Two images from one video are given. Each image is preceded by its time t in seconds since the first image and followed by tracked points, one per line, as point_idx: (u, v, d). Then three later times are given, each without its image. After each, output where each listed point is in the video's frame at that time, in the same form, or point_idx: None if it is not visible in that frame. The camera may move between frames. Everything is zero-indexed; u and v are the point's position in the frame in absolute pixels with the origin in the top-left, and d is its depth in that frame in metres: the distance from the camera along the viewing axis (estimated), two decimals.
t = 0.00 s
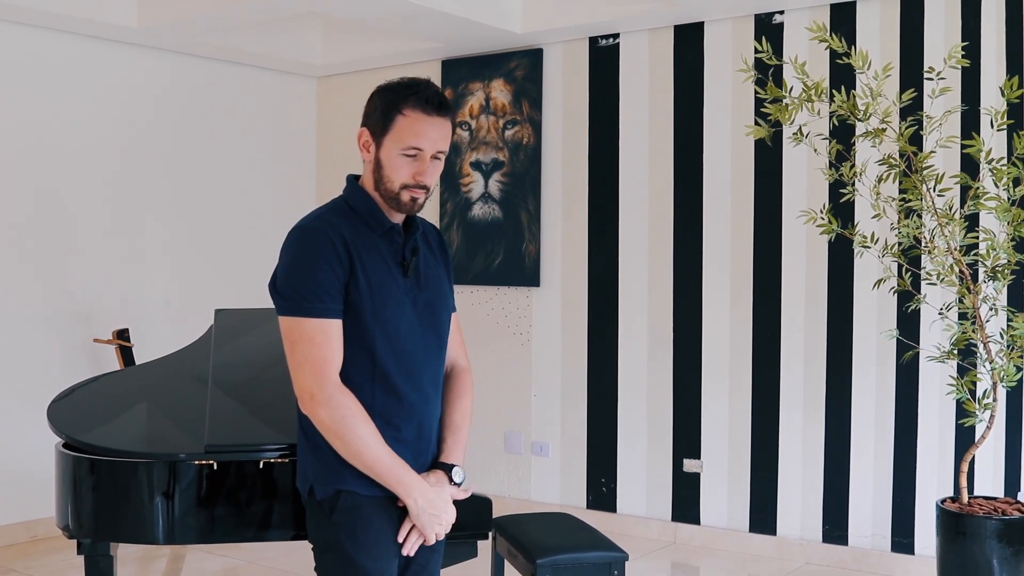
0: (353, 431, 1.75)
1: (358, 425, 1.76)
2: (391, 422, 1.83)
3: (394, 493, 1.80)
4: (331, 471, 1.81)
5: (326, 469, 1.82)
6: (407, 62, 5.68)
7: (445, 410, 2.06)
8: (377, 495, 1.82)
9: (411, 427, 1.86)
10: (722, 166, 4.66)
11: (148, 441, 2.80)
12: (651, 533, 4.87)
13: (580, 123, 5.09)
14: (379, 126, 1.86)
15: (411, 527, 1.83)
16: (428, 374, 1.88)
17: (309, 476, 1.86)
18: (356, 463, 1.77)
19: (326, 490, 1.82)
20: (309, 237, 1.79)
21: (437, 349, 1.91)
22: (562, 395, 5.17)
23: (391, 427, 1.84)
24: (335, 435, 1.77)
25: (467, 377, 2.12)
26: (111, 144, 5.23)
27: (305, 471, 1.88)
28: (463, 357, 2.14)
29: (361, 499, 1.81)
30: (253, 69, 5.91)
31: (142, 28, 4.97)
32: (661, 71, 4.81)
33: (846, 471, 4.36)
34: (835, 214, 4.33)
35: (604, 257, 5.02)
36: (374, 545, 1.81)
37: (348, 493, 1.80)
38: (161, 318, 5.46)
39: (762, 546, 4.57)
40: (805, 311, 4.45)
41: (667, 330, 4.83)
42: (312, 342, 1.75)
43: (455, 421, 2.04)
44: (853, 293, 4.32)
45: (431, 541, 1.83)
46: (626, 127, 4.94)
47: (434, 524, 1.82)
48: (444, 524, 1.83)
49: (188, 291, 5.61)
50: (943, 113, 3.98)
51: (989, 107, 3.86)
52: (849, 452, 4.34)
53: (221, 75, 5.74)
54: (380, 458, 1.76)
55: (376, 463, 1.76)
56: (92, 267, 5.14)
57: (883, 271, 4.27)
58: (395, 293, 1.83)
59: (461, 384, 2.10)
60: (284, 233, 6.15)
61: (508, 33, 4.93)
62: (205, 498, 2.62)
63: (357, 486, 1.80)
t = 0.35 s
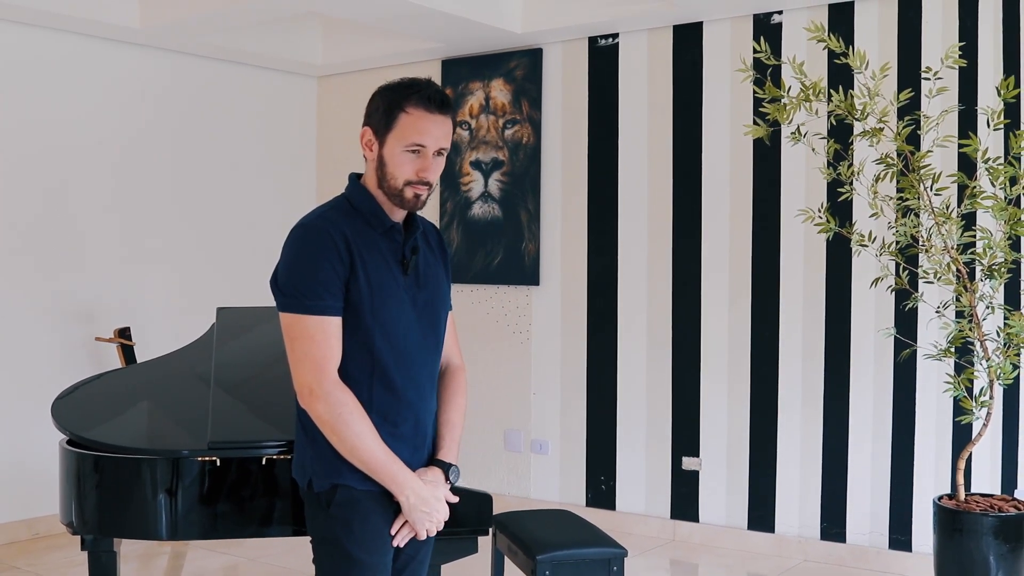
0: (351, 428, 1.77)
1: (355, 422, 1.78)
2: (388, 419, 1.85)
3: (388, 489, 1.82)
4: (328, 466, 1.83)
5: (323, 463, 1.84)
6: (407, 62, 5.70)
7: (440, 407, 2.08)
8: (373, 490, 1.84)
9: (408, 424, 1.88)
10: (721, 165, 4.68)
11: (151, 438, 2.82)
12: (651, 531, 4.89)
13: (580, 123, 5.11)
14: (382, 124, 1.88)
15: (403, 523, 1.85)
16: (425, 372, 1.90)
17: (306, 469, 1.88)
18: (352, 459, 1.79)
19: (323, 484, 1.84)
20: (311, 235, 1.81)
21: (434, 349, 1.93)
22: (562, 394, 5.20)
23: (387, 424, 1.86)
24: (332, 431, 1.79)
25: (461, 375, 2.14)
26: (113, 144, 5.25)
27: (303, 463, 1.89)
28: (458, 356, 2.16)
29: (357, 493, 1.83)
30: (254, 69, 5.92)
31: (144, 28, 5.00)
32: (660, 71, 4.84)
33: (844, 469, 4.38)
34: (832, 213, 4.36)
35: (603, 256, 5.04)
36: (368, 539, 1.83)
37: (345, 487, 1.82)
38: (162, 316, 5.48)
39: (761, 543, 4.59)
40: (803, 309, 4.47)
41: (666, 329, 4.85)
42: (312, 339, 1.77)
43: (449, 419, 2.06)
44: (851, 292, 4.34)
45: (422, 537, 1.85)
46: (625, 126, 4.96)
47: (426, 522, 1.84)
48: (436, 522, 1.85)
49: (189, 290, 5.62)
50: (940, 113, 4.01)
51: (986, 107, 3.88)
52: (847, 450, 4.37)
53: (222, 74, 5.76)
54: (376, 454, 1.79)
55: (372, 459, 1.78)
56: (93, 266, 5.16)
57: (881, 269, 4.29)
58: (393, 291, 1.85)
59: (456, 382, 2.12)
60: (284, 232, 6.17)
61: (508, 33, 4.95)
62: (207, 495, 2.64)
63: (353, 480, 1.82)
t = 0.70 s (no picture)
0: (356, 426, 1.79)
1: (361, 422, 1.80)
2: (391, 417, 1.87)
3: (392, 487, 1.84)
4: (332, 464, 1.85)
5: (328, 461, 1.86)
6: (406, 63, 5.72)
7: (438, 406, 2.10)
8: (377, 488, 1.85)
9: (410, 422, 1.91)
10: (720, 166, 4.70)
11: (152, 437, 2.84)
12: (649, 529, 4.91)
13: (579, 124, 5.13)
14: (384, 126, 1.90)
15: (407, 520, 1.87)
16: (426, 370, 1.92)
17: (311, 468, 1.90)
18: (357, 458, 1.80)
19: (328, 482, 1.85)
20: (316, 236, 1.82)
21: (435, 348, 1.95)
22: (561, 393, 5.22)
23: (391, 423, 1.88)
24: (338, 430, 1.80)
25: (458, 374, 2.17)
26: (114, 144, 5.26)
27: (307, 462, 1.91)
28: (455, 355, 2.19)
29: (361, 490, 1.85)
30: (254, 70, 5.94)
31: (145, 30, 5.02)
32: (659, 72, 4.85)
33: (842, 468, 4.40)
34: (830, 213, 4.37)
35: (602, 256, 5.07)
36: (373, 536, 1.85)
37: (350, 485, 1.84)
38: (163, 316, 5.50)
39: (759, 542, 4.61)
40: (801, 309, 4.50)
41: (665, 328, 4.87)
42: (317, 339, 1.79)
43: (448, 417, 2.09)
44: (848, 292, 4.37)
45: (425, 533, 1.87)
46: (624, 127, 4.98)
47: (429, 518, 1.86)
48: (439, 519, 1.87)
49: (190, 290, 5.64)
50: (937, 114, 4.03)
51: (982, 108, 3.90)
52: (845, 449, 4.39)
53: (222, 75, 5.78)
54: (381, 452, 1.80)
55: (377, 457, 1.80)
56: (94, 266, 5.18)
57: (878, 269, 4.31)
58: (396, 291, 1.87)
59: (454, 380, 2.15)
60: (284, 232, 6.19)
61: (508, 34, 4.97)
62: (208, 495, 2.65)
63: (358, 478, 1.84)
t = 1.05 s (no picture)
0: (366, 424, 1.81)
1: (371, 419, 1.81)
2: (400, 414, 1.89)
3: (404, 483, 1.85)
4: (343, 461, 1.87)
5: (339, 460, 1.87)
6: (407, 62, 5.73)
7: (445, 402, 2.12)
8: (389, 485, 1.87)
9: (418, 418, 1.92)
10: (720, 165, 4.71)
11: (155, 435, 2.86)
12: (650, 527, 4.93)
13: (580, 123, 5.15)
14: (387, 124, 1.92)
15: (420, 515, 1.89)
16: (434, 366, 1.94)
17: (322, 467, 1.91)
18: (368, 455, 1.82)
19: (340, 480, 1.87)
20: (322, 237, 1.84)
21: (442, 344, 1.96)
22: (562, 392, 5.23)
23: (400, 420, 1.89)
24: (348, 428, 1.82)
25: (464, 370, 2.19)
26: (115, 143, 5.28)
27: (318, 461, 1.93)
28: (459, 352, 2.21)
29: (374, 488, 1.86)
30: (255, 69, 5.95)
31: (146, 29, 5.03)
32: (660, 71, 4.87)
33: (842, 466, 4.42)
34: (830, 213, 4.39)
35: (603, 255, 5.08)
36: (387, 533, 1.86)
37: (361, 482, 1.86)
38: (165, 315, 5.52)
39: (759, 540, 4.63)
40: (802, 308, 4.51)
41: (666, 327, 4.88)
42: (326, 339, 1.81)
43: (455, 413, 2.10)
44: (847, 291, 4.38)
45: (438, 528, 1.88)
46: (624, 126, 4.99)
47: (441, 513, 1.87)
48: (451, 513, 1.88)
49: (191, 289, 5.66)
50: (936, 114, 4.04)
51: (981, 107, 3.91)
52: (845, 447, 4.41)
53: (224, 75, 5.79)
54: (391, 449, 1.82)
55: (388, 454, 1.82)
56: (96, 265, 5.19)
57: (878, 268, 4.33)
58: (403, 289, 1.88)
59: (459, 376, 2.16)
60: (285, 231, 6.20)
61: (508, 34, 4.98)
62: (211, 492, 2.66)
63: (370, 475, 1.85)
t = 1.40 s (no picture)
0: (373, 422, 1.81)
1: (378, 416, 1.82)
2: (405, 412, 1.90)
3: (412, 480, 1.86)
4: (351, 459, 1.87)
5: (347, 458, 1.88)
6: (407, 61, 5.73)
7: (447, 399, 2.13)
8: (397, 482, 1.88)
9: (424, 416, 1.93)
10: (719, 164, 4.72)
11: (156, 434, 2.86)
12: (649, 526, 4.94)
13: (579, 122, 5.15)
14: (397, 123, 1.93)
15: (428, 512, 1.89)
16: (438, 364, 1.95)
17: (329, 466, 1.92)
18: (376, 453, 1.83)
19: (348, 478, 1.87)
20: (327, 237, 1.85)
21: (445, 342, 1.97)
22: (561, 391, 5.24)
23: (405, 418, 1.90)
24: (355, 426, 1.82)
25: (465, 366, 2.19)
26: (115, 143, 5.28)
27: (325, 460, 1.93)
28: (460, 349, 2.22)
29: (382, 485, 1.87)
30: (255, 69, 5.96)
31: (146, 28, 5.03)
32: (659, 71, 4.88)
33: (841, 464, 4.43)
34: (829, 212, 4.40)
35: (603, 254, 5.09)
36: (395, 530, 1.87)
37: (370, 480, 1.86)
38: (165, 314, 5.52)
39: (758, 538, 4.64)
40: (801, 307, 4.52)
41: (666, 326, 4.89)
42: (332, 338, 1.81)
43: (457, 410, 2.11)
44: (846, 290, 4.39)
45: (446, 524, 1.89)
46: (624, 125, 5.00)
47: (449, 509, 1.88)
48: (458, 509, 1.89)
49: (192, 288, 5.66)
50: (935, 113, 4.05)
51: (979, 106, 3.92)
52: (844, 445, 4.42)
53: (224, 74, 5.79)
54: (398, 446, 1.82)
55: (395, 451, 1.82)
56: (96, 265, 5.20)
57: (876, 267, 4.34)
58: (408, 287, 1.89)
59: (461, 373, 2.17)
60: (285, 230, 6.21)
61: (508, 33, 4.99)
62: (212, 491, 2.67)
63: (379, 473, 1.86)
